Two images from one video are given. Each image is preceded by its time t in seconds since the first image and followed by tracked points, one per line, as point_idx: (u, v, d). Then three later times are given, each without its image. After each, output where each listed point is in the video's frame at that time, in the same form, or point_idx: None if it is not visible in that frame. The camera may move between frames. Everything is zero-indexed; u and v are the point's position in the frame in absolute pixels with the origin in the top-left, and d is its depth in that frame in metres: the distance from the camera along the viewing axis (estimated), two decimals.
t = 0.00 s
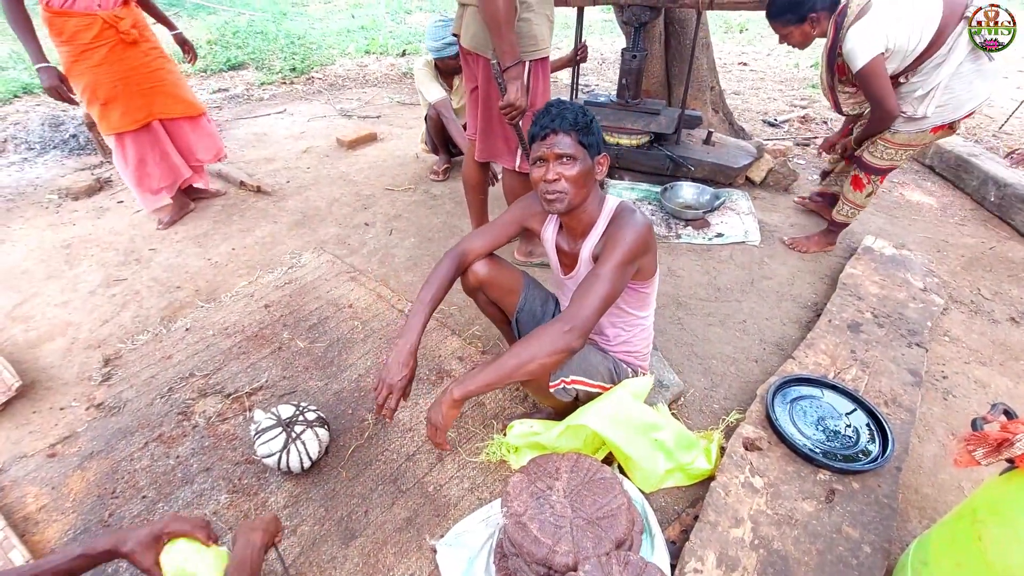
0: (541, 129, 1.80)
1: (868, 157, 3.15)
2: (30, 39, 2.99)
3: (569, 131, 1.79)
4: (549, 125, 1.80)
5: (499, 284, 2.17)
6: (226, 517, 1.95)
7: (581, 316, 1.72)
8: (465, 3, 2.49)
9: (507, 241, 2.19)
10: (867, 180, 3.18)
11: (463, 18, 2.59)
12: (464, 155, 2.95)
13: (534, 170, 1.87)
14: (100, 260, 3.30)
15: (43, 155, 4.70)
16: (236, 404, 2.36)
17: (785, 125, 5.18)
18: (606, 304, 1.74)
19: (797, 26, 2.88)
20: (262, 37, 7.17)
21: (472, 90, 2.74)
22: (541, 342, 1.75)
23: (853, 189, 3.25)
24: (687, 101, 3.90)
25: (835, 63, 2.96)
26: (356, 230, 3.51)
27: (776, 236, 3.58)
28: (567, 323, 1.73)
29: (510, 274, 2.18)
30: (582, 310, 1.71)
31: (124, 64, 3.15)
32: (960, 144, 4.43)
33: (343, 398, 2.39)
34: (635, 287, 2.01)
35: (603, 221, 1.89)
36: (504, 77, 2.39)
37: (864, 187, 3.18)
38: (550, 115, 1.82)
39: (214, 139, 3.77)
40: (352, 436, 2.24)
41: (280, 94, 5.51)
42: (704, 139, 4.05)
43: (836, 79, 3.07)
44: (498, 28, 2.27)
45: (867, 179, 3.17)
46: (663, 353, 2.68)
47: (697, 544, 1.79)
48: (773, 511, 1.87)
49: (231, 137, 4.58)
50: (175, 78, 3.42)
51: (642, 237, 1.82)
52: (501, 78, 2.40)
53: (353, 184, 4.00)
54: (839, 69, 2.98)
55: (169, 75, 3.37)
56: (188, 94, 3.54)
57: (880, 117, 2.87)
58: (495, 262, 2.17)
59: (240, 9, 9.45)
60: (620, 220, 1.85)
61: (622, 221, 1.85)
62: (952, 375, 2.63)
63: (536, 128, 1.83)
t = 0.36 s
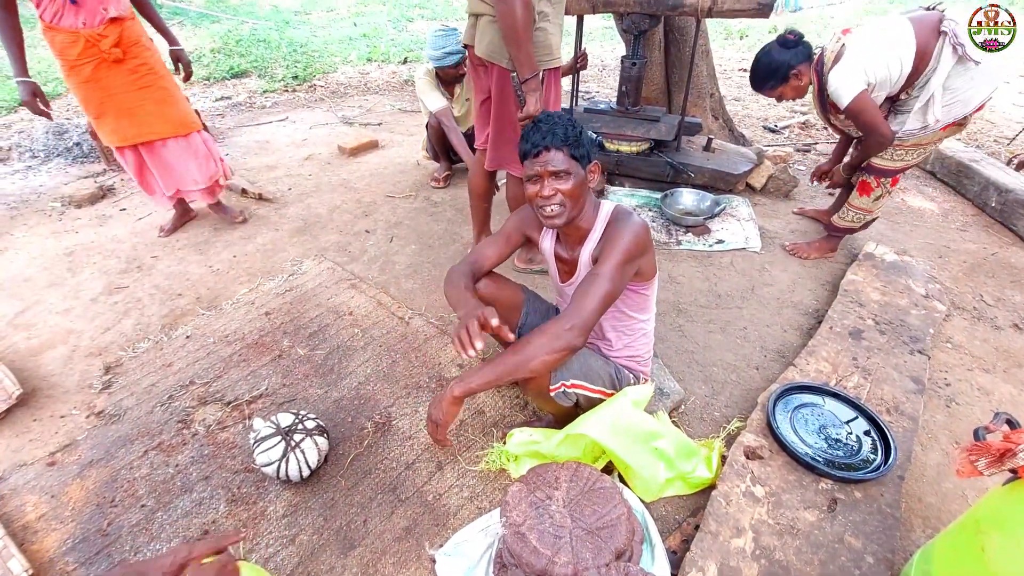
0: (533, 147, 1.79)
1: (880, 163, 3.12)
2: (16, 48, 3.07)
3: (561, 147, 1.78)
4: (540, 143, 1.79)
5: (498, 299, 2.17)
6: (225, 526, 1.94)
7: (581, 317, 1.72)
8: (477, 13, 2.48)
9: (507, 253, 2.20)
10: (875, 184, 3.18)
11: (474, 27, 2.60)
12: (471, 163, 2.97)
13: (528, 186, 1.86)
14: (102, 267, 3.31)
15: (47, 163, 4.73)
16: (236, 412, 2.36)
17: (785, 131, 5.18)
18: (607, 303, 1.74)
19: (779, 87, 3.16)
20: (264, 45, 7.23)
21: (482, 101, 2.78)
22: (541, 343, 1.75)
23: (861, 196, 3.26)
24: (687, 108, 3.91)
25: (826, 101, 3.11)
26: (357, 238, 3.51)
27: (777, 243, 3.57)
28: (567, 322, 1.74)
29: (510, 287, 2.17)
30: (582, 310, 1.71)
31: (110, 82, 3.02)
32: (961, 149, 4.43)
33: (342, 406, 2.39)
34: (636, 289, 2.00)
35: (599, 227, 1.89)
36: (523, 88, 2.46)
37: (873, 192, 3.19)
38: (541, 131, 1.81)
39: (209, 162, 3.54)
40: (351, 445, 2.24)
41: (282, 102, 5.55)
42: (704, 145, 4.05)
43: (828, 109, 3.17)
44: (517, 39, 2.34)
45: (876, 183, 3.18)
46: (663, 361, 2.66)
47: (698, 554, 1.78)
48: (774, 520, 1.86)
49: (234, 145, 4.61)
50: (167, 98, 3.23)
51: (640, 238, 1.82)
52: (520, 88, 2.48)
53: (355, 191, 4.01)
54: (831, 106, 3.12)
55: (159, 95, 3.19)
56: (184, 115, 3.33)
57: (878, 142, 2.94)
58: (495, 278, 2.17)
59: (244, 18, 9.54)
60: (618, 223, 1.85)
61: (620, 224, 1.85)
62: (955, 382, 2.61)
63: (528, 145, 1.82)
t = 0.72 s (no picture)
0: (527, 154, 1.79)
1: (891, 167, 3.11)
2: (37, 58, 3.06)
3: (554, 154, 1.78)
4: (534, 150, 1.79)
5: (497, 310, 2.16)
6: (224, 537, 1.93)
7: (581, 329, 1.72)
8: (497, 28, 2.64)
9: (503, 264, 2.18)
10: (887, 190, 3.17)
11: (492, 44, 2.73)
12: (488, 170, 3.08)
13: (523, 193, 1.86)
14: (103, 276, 3.32)
15: (51, 172, 4.75)
16: (236, 420, 2.35)
17: (785, 135, 5.18)
18: (607, 314, 1.73)
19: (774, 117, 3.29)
20: (266, 53, 7.28)
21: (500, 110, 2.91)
22: (541, 354, 1.75)
23: (872, 203, 3.24)
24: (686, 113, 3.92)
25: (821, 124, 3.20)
26: (357, 245, 3.52)
27: (777, 248, 3.56)
28: (568, 334, 1.73)
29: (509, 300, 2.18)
30: (582, 322, 1.71)
31: (116, 95, 3.01)
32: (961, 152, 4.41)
33: (342, 414, 2.38)
34: (635, 297, 2.00)
35: (596, 236, 1.88)
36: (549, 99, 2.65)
37: (886, 198, 3.17)
38: (535, 139, 1.81)
39: (196, 188, 3.37)
40: (351, 453, 2.23)
41: (284, 109, 5.58)
42: (704, 150, 4.05)
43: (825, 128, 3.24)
44: (543, 53, 2.50)
45: (888, 189, 3.17)
46: (663, 367, 2.65)
47: (700, 564, 1.76)
48: (776, 529, 1.84)
49: (235, 153, 4.63)
50: (170, 117, 3.13)
51: (637, 247, 1.81)
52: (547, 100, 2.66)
53: (355, 199, 4.02)
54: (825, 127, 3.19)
55: (159, 114, 3.09)
56: (186, 137, 3.21)
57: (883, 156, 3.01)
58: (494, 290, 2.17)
59: (246, 26, 9.62)
60: (615, 232, 1.84)
61: (617, 233, 1.83)
62: (959, 388, 2.59)
63: (522, 153, 1.82)
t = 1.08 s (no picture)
0: (540, 147, 1.80)
1: (887, 167, 3.09)
2: (59, 56, 3.21)
3: (568, 149, 1.79)
4: (547, 144, 1.79)
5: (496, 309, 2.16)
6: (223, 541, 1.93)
7: (581, 327, 1.71)
8: (506, 32, 2.63)
9: (506, 262, 2.18)
10: (882, 190, 3.16)
11: (497, 48, 2.74)
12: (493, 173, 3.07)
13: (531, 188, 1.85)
14: (103, 280, 3.32)
15: (51, 177, 4.76)
16: (235, 424, 2.35)
17: (785, 136, 5.18)
18: (608, 314, 1.73)
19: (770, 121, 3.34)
20: (266, 58, 7.30)
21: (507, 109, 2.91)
22: (543, 352, 1.74)
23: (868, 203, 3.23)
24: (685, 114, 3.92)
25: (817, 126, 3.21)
26: (357, 248, 3.51)
27: (777, 248, 3.55)
28: (568, 333, 1.72)
29: (509, 298, 2.17)
30: (583, 320, 1.70)
31: (122, 103, 3.01)
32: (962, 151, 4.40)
33: (341, 418, 2.38)
34: (636, 299, 1.99)
35: (601, 236, 1.87)
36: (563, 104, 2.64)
37: (881, 198, 3.16)
38: (547, 134, 1.82)
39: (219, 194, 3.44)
40: (350, 456, 2.22)
41: (283, 113, 5.59)
42: (703, 151, 4.05)
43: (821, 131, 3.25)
44: (558, 58, 2.50)
45: (883, 189, 3.15)
46: (663, 369, 2.64)
47: (700, 567, 1.75)
48: (777, 532, 1.83)
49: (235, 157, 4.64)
50: (173, 127, 3.10)
51: (641, 248, 1.80)
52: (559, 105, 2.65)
53: (354, 202, 4.02)
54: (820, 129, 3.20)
55: (161, 124, 3.06)
56: (189, 147, 3.18)
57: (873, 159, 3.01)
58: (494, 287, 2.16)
59: (246, 31, 9.66)
60: (619, 233, 1.84)
61: (622, 234, 1.83)
62: (961, 388, 2.58)
63: (535, 146, 1.82)
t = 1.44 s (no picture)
0: (543, 154, 1.80)
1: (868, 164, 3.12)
2: (75, 69, 3.24)
3: (570, 156, 1.80)
4: (549, 151, 1.80)
5: (495, 314, 2.15)
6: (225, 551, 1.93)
7: (580, 335, 1.71)
8: (507, 41, 2.65)
9: (505, 268, 2.17)
10: (866, 187, 3.18)
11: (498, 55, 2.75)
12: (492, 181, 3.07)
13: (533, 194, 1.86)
14: (105, 289, 3.33)
15: (53, 186, 4.78)
16: (236, 433, 2.35)
17: (784, 138, 5.18)
18: (607, 322, 1.73)
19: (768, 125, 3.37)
20: (266, 64, 7.33)
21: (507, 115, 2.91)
22: (541, 360, 1.74)
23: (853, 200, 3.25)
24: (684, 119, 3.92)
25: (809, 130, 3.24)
26: (357, 255, 3.52)
27: (777, 251, 3.55)
28: (568, 341, 1.73)
29: (508, 303, 2.17)
30: (582, 327, 1.70)
31: (124, 115, 3.03)
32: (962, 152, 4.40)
33: (343, 426, 2.38)
34: (637, 306, 1.99)
35: (601, 243, 1.87)
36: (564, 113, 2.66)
37: (865, 195, 3.18)
38: (549, 141, 1.82)
39: (223, 207, 3.44)
40: (352, 465, 2.22)
41: (284, 120, 5.61)
42: (702, 155, 4.06)
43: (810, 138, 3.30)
44: (559, 66, 2.52)
45: (867, 186, 3.17)
46: (665, 374, 2.64)
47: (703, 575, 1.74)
48: (780, 538, 1.82)
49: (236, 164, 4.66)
50: (173, 141, 3.11)
51: (641, 257, 1.80)
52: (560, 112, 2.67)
53: (354, 208, 4.03)
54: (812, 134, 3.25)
55: (160, 137, 3.07)
56: (188, 161, 3.18)
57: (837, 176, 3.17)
58: (492, 293, 2.15)
59: (246, 38, 9.70)
60: (620, 241, 1.84)
61: (623, 242, 1.83)
62: (963, 390, 2.57)
63: (538, 152, 1.83)
